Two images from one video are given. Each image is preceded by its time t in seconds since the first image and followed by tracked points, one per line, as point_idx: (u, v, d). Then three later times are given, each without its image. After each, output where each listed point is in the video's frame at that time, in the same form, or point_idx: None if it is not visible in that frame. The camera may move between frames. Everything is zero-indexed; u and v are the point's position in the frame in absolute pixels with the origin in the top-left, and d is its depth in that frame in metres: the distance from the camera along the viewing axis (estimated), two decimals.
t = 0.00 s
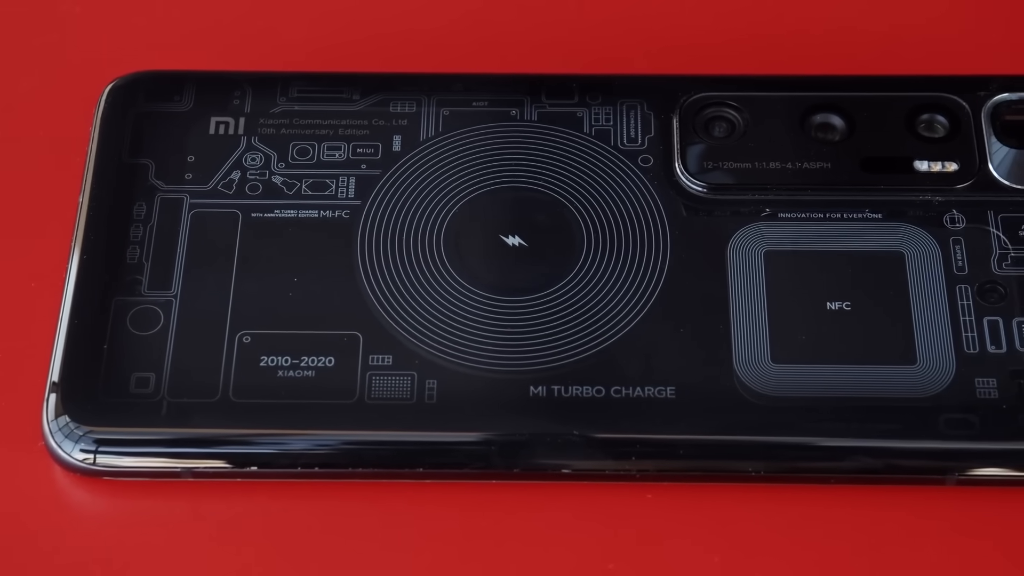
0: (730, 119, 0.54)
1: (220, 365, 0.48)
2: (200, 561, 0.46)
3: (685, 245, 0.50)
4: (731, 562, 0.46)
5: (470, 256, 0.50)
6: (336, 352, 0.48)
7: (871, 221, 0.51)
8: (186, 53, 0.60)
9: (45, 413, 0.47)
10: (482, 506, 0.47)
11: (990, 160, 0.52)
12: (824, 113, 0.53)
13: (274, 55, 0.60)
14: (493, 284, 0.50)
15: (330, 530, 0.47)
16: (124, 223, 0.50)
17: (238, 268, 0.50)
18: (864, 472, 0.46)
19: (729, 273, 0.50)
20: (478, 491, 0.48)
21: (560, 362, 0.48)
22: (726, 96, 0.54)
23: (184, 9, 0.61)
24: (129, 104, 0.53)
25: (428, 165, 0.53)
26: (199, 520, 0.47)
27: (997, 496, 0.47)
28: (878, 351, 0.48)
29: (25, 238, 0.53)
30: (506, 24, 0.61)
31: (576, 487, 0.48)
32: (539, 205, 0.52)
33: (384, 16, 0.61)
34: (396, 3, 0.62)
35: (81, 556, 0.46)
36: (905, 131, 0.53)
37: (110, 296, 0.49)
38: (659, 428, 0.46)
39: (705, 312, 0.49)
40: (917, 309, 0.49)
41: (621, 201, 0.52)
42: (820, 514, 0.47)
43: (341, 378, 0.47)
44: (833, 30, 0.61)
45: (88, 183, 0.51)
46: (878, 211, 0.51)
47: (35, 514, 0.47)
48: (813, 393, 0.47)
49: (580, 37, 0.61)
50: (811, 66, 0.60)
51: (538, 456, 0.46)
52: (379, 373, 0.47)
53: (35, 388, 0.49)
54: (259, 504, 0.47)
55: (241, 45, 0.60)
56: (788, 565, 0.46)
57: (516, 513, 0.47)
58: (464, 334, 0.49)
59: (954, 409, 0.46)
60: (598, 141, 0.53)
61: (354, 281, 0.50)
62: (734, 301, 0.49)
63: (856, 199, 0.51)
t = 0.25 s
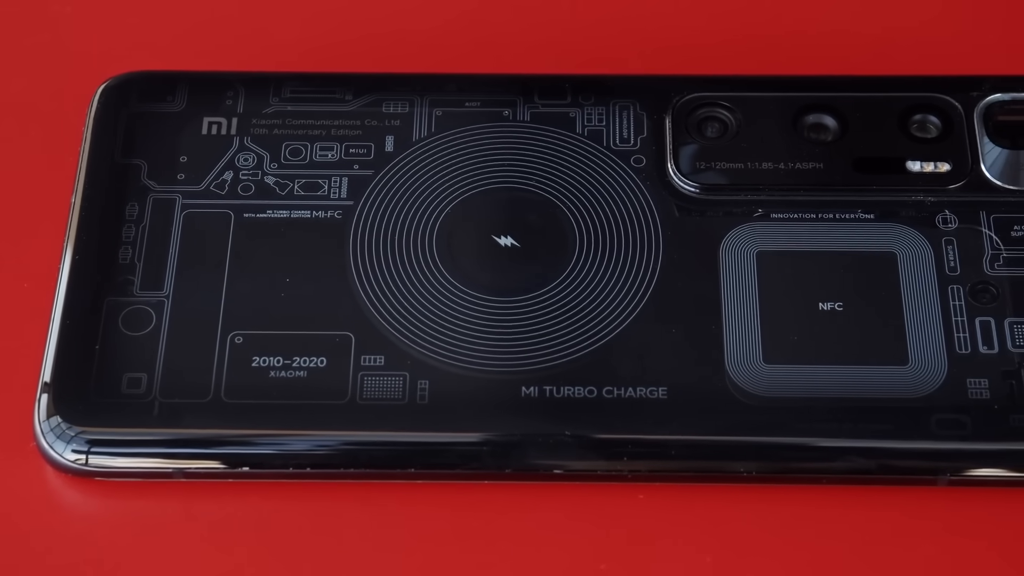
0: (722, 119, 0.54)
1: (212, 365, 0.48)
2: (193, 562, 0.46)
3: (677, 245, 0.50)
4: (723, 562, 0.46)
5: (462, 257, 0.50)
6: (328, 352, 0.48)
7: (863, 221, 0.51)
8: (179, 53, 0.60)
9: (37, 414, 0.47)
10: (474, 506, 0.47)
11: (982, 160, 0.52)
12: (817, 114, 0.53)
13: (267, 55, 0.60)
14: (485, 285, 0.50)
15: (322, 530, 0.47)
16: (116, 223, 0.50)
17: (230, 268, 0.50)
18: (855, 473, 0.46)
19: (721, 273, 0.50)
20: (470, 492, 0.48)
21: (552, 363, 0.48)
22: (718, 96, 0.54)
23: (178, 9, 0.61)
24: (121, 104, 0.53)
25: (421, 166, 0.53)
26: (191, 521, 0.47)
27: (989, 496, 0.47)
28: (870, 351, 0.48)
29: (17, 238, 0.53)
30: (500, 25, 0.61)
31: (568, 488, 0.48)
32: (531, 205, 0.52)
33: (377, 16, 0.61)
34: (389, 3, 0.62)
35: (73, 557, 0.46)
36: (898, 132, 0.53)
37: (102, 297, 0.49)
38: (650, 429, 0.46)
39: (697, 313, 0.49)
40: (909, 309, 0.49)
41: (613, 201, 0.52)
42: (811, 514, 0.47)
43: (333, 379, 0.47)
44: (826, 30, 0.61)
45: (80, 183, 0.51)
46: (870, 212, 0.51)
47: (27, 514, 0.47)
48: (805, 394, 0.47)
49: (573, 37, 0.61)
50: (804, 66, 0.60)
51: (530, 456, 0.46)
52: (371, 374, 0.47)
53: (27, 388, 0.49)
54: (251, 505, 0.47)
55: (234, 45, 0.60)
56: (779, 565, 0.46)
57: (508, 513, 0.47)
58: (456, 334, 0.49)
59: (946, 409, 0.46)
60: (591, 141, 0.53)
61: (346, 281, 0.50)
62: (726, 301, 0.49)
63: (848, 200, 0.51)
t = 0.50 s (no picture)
0: (714, 119, 0.54)
1: (203, 366, 0.48)
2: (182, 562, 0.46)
3: (668, 245, 0.50)
4: (713, 562, 0.46)
5: (453, 258, 0.50)
6: (319, 353, 0.48)
7: (854, 221, 0.51)
8: (171, 54, 0.60)
9: (27, 414, 0.47)
10: (465, 506, 0.47)
11: (974, 160, 0.52)
12: (808, 115, 0.53)
13: (259, 55, 0.60)
14: (476, 286, 0.50)
15: (313, 530, 0.47)
16: (108, 224, 0.50)
17: (221, 269, 0.50)
18: (846, 473, 0.46)
19: (712, 274, 0.49)
20: (461, 493, 0.48)
21: (542, 363, 0.48)
22: (710, 97, 0.54)
23: (170, 10, 0.61)
24: (113, 104, 0.53)
25: (412, 166, 0.53)
26: (181, 521, 0.47)
27: (980, 496, 0.47)
28: (861, 351, 0.48)
29: (8, 239, 0.53)
30: (492, 25, 0.61)
31: (558, 488, 0.48)
32: (523, 206, 0.52)
33: (370, 17, 0.61)
34: (382, 3, 0.62)
35: (63, 557, 0.46)
36: (889, 132, 0.53)
37: (93, 297, 0.49)
38: (641, 429, 0.46)
39: (687, 312, 0.49)
40: (900, 310, 0.49)
41: (604, 202, 0.52)
42: (802, 514, 0.47)
43: (323, 380, 0.47)
44: (818, 31, 0.61)
45: (71, 183, 0.51)
46: (862, 212, 0.51)
47: (18, 514, 0.47)
48: (796, 394, 0.47)
49: (566, 38, 0.61)
50: (797, 67, 0.60)
51: (520, 456, 0.46)
52: (362, 374, 0.47)
53: (18, 389, 0.49)
54: (242, 505, 0.47)
55: (226, 45, 0.60)
56: (770, 565, 0.46)
57: (499, 513, 0.47)
58: (447, 334, 0.49)
59: (937, 409, 0.46)
60: (582, 141, 0.53)
61: (337, 281, 0.50)
62: (718, 301, 0.49)
63: (840, 200, 0.51)
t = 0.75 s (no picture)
0: (707, 120, 0.54)
1: (195, 367, 0.48)
2: (174, 562, 0.46)
3: (660, 245, 0.50)
4: (705, 562, 0.46)
5: (446, 258, 0.50)
6: (311, 353, 0.48)
7: (847, 222, 0.51)
8: (164, 53, 0.60)
9: (19, 414, 0.47)
10: (457, 507, 0.47)
11: (966, 161, 0.52)
12: (801, 115, 0.53)
13: (253, 55, 0.60)
14: (469, 286, 0.50)
15: (305, 530, 0.46)
16: (100, 224, 0.50)
17: (213, 269, 0.50)
18: (838, 474, 0.46)
19: (704, 274, 0.49)
20: (453, 493, 0.48)
21: (535, 363, 0.48)
22: (703, 97, 0.54)
23: (163, 10, 0.61)
24: (106, 105, 0.53)
25: (404, 167, 0.53)
26: (172, 521, 0.47)
27: (973, 497, 0.47)
28: (853, 352, 0.48)
29: None
30: (486, 25, 0.61)
31: (550, 488, 0.48)
32: (515, 206, 0.52)
33: (363, 17, 0.61)
34: (375, 3, 0.62)
35: (55, 558, 0.46)
36: (882, 132, 0.53)
37: (85, 297, 0.49)
38: (632, 429, 0.46)
39: (680, 312, 0.49)
40: (892, 310, 0.49)
41: (597, 202, 0.52)
42: (794, 515, 0.47)
43: (315, 380, 0.47)
44: (811, 31, 0.61)
45: (64, 184, 0.51)
46: (854, 212, 0.51)
47: (10, 515, 0.47)
48: (788, 394, 0.47)
49: (559, 38, 0.61)
50: (790, 66, 0.60)
51: (512, 457, 0.46)
52: (354, 374, 0.47)
53: (10, 389, 0.49)
54: (234, 506, 0.47)
55: (219, 45, 0.60)
56: (762, 565, 0.46)
57: (491, 514, 0.47)
58: (440, 335, 0.49)
59: (929, 409, 0.46)
60: (575, 141, 0.53)
61: (330, 281, 0.50)
62: (710, 301, 0.49)
63: (832, 200, 0.51)
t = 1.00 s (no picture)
0: (698, 120, 0.54)
1: (186, 367, 0.47)
2: (164, 562, 0.46)
3: (652, 246, 0.50)
4: (696, 562, 0.46)
5: (437, 258, 0.50)
6: (302, 353, 0.48)
7: (838, 222, 0.51)
8: (157, 54, 0.60)
9: (9, 415, 0.46)
10: (448, 507, 0.47)
11: (958, 161, 0.52)
12: (793, 115, 0.53)
13: (245, 55, 0.60)
14: (460, 286, 0.50)
15: (296, 530, 0.46)
16: (91, 225, 0.50)
17: (204, 269, 0.49)
18: (829, 474, 0.46)
19: (696, 274, 0.49)
20: (444, 493, 0.47)
21: (526, 363, 0.48)
22: (695, 97, 0.54)
23: (156, 10, 0.61)
24: (98, 105, 0.53)
25: (396, 167, 0.53)
26: (163, 521, 0.46)
27: (965, 497, 0.47)
28: (845, 352, 0.48)
29: None
30: (478, 25, 0.61)
31: (542, 488, 0.48)
32: (507, 206, 0.52)
33: (356, 17, 0.61)
34: (367, 3, 0.62)
35: (46, 558, 0.46)
36: (873, 133, 0.53)
37: (76, 298, 0.49)
38: (623, 429, 0.46)
39: (671, 313, 0.49)
40: (883, 310, 0.49)
41: (589, 202, 0.52)
42: (785, 514, 0.47)
43: (306, 380, 0.47)
44: (804, 31, 0.61)
45: (55, 184, 0.51)
46: (846, 212, 0.51)
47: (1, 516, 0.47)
48: (779, 394, 0.47)
49: (552, 38, 0.61)
50: (782, 66, 0.60)
51: (503, 457, 0.46)
52: (345, 374, 0.47)
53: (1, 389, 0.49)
54: (225, 506, 0.47)
55: (212, 45, 0.60)
56: (753, 565, 0.46)
57: (482, 514, 0.47)
58: (431, 335, 0.49)
59: (920, 410, 0.46)
60: (567, 142, 0.53)
61: (321, 281, 0.50)
62: (701, 301, 0.49)
63: (824, 200, 0.51)
